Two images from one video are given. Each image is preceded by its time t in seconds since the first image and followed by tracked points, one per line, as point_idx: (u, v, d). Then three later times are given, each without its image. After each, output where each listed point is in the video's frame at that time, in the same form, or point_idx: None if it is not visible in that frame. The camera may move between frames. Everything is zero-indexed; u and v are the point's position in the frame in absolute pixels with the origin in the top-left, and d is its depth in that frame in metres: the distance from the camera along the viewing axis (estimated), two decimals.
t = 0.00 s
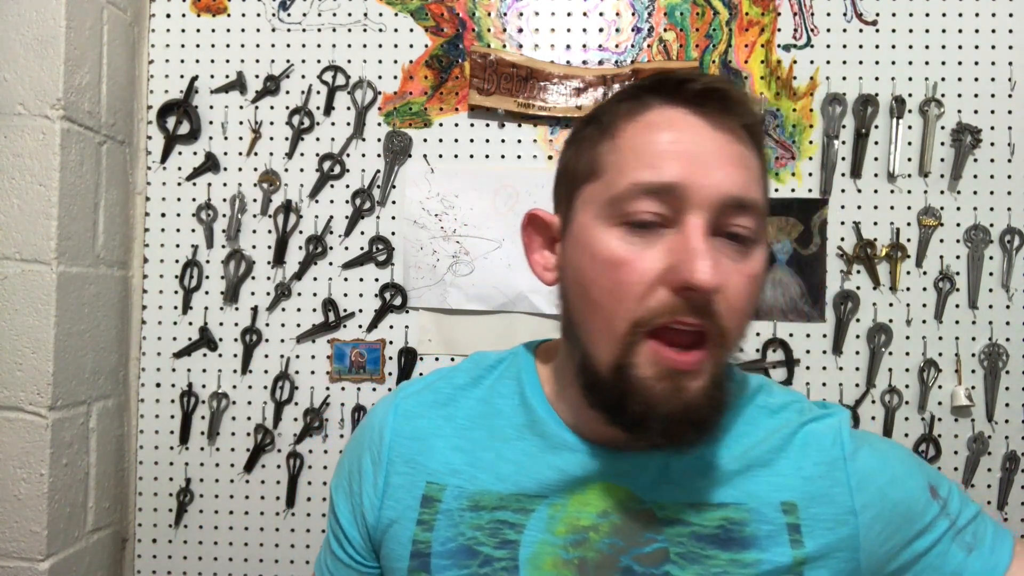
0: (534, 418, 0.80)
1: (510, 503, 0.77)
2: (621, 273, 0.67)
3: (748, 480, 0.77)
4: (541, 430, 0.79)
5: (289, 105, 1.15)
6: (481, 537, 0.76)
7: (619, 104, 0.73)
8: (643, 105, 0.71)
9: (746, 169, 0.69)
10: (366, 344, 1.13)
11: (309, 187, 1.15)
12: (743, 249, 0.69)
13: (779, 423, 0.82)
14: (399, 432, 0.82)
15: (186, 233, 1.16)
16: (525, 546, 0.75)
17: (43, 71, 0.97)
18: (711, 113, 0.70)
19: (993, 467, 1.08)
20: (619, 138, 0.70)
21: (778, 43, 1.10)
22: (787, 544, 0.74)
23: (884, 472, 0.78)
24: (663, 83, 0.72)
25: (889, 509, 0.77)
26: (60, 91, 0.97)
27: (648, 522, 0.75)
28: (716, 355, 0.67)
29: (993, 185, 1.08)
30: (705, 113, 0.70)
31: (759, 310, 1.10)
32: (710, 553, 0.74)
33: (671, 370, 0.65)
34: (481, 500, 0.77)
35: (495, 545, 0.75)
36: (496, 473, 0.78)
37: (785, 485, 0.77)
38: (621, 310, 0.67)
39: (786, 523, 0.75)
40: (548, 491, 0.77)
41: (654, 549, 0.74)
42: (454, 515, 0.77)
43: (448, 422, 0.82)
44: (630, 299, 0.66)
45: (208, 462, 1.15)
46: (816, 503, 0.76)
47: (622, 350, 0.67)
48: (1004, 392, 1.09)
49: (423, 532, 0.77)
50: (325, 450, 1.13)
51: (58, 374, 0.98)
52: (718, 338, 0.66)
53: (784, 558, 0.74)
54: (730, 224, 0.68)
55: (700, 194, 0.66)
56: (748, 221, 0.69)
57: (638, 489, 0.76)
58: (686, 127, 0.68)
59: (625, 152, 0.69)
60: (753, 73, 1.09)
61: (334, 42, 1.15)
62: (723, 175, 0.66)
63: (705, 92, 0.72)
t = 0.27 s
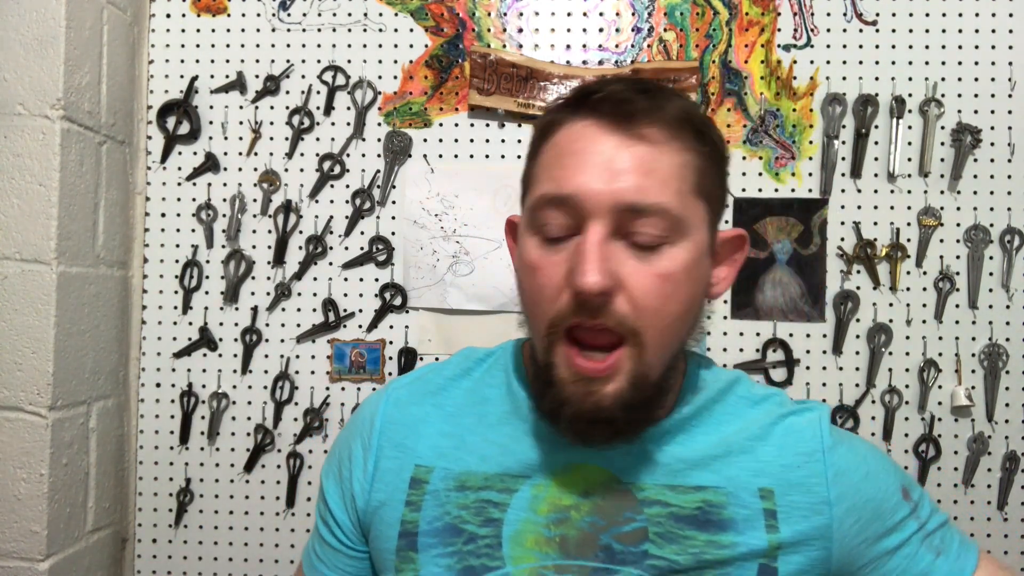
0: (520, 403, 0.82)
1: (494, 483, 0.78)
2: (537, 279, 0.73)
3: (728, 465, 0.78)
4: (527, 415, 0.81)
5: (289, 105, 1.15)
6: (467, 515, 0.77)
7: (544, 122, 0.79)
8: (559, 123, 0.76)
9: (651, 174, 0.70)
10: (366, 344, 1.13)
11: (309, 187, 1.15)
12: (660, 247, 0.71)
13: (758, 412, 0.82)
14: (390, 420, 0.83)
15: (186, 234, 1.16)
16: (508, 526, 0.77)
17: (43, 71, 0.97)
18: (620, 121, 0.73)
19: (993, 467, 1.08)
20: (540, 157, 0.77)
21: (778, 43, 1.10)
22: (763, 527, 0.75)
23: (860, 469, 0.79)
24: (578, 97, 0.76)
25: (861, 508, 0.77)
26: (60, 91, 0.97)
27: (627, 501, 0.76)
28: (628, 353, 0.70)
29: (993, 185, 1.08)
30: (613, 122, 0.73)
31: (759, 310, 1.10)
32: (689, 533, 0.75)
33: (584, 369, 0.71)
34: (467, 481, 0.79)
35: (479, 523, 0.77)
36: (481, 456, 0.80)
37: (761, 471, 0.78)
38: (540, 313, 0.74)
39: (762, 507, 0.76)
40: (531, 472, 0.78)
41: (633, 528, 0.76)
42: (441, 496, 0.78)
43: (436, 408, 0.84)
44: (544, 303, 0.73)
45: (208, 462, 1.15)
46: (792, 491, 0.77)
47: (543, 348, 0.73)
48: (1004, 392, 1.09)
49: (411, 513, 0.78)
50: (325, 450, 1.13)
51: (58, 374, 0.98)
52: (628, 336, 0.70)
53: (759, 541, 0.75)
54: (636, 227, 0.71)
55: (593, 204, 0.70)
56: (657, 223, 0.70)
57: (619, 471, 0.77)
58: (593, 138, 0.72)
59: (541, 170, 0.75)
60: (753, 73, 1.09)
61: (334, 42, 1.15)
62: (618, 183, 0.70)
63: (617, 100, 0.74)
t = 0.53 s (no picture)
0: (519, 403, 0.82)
1: (492, 481, 0.78)
2: (508, 289, 0.76)
3: (714, 462, 0.77)
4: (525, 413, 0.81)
5: (289, 105, 1.15)
6: (463, 512, 0.77)
7: (516, 136, 0.81)
8: (527, 137, 0.78)
9: (610, 186, 0.71)
10: (366, 344, 1.13)
11: (309, 187, 1.15)
12: (622, 256, 0.72)
13: (744, 411, 0.82)
14: (389, 420, 0.84)
15: (186, 233, 1.16)
16: (504, 522, 0.77)
17: (43, 71, 0.97)
18: (580, 134, 0.73)
19: (993, 467, 1.08)
20: (512, 171, 0.79)
21: (778, 43, 1.10)
22: (750, 525, 0.74)
23: (833, 481, 0.77)
24: (545, 112, 0.78)
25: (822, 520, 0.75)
26: (60, 91, 0.97)
27: (619, 496, 0.77)
28: (593, 361, 0.72)
29: (993, 185, 1.08)
30: (575, 136, 0.74)
31: (759, 310, 1.10)
32: (678, 527, 0.75)
33: (543, 373, 0.72)
34: (465, 479, 0.79)
35: (476, 520, 0.77)
36: (480, 455, 0.80)
37: (745, 470, 0.77)
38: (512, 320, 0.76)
39: (748, 507, 0.75)
40: (527, 469, 0.79)
41: (625, 522, 0.76)
42: (440, 494, 0.78)
43: (434, 409, 0.84)
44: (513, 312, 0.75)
45: (208, 462, 1.15)
46: (775, 492, 0.75)
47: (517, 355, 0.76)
48: (1004, 392, 1.09)
49: (411, 511, 0.78)
50: (325, 450, 1.13)
51: (58, 374, 0.98)
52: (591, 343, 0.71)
53: (745, 539, 0.74)
54: (597, 238, 0.72)
55: (553, 217, 0.71)
56: (617, 234, 0.71)
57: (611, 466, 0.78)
58: (555, 153, 0.74)
59: (512, 184, 0.78)
60: (753, 73, 1.09)
61: (334, 42, 1.15)
62: (576, 196, 0.71)
63: (580, 113, 0.75)
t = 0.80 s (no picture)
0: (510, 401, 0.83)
1: (481, 477, 0.79)
2: (502, 290, 0.76)
3: (687, 448, 0.78)
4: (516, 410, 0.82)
5: (289, 105, 1.15)
6: (451, 507, 0.78)
7: (507, 139, 0.80)
8: (519, 140, 0.78)
9: (605, 188, 0.72)
10: (366, 344, 1.13)
11: (309, 187, 1.15)
12: (618, 257, 0.73)
13: (713, 398, 0.83)
14: (385, 418, 0.85)
15: (186, 233, 1.16)
16: (482, 513, 0.77)
17: (43, 71, 0.97)
18: (574, 138, 0.74)
19: (993, 467, 1.08)
20: (505, 174, 0.79)
21: (778, 43, 1.10)
22: (718, 510, 0.74)
23: (783, 463, 0.77)
24: (537, 115, 0.78)
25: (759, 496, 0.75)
26: (60, 91, 0.97)
27: (592, 485, 0.77)
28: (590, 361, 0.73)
29: (993, 185, 1.08)
30: (568, 139, 0.74)
31: (759, 310, 1.10)
32: (645, 513, 0.75)
33: (542, 379, 0.73)
34: (456, 475, 0.79)
35: (459, 513, 0.77)
36: (470, 450, 0.80)
37: (708, 453, 0.77)
38: (507, 322, 0.76)
39: (716, 491, 0.75)
40: (514, 464, 0.79)
41: (597, 510, 0.76)
42: (430, 489, 0.79)
43: (426, 407, 0.85)
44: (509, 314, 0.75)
45: (208, 462, 1.15)
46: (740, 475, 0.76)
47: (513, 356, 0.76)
48: (1004, 392, 1.09)
49: (401, 505, 0.79)
50: (325, 450, 1.13)
51: (58, 374, 0.98)
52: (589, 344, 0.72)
53: (713, 523, 0.74)
54: (592, 239, 0.72)
55: (550, 219, 0.72)
56: (613, 235, 0.72)
57: (593, 461, 0.78)
58: (549, 156, 0.74)
59: (505, 187, 0.78)
60: (753, 73, 1.09)
61: (334, 42, 1.15)
62: (572, 199, 0.71)
63: (573, 117, 0.75)
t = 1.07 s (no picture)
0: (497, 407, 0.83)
1: (470, 483, 0.79)
2: (485, 298, 0.76)
3: (674, 443, 0.79)
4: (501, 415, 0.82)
5: (289, 105, 1.15)
6: (439, 514, 0.78)
7: (481, 146, 0.80)
8: (493, 147, 0.77)
9: (583, 192, 0.72)
10: (366, 344, 1.13)
11: (309, 187, 1.15)
12: (599, 258, 0.73)
13: (699, 392, 0.84)
14: (371, 425, 0.85)
15: (186, 233, 1.16)
16: (472, 517, 0.78)
17: (43, 71, 0.97)
18: (547, 143, 0.74)
19: (993, 467, 1.08)
20: (480, 181, 0.79)
21: (778, 43, 1.10)
22: (708, 507, 0.75)
23: (773, 457, 0.77)
24: (509, 122, 0.77)
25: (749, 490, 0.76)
26: (61, 91, 0.97)
27: (580, 486, 0.78)
28: (577, 362, 0.73)
29: (993, 185, 1.08)
30: (542, 145, 0.74)
31: (759, 310, 1.10)
32: (635, 512, 0.76)
33: (530, 382, 0.74)
34: (444, 481, 0.79)
35: (449, 519, 0.77)
36: (457, 456, 0.80)
37: (697, 449, 0.78)
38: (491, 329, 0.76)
39: (707, 488, 0.76)
40: (502, 469, 0.79)
41: (586, 510, 0.77)
42: (419, 496, 0.79)
43: (412, 414, 0.85)
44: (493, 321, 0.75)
45: (209, 462, 1.15)
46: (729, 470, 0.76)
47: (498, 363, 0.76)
48: (1004, 392, 1.09)
49: (390, 512, 0.79)
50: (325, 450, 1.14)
51: (58, 374, 0.98)
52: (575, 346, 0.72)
53: (704, 520, 0.75)
54: (573, 242, 0.73)
55: (529, 226, 0.72)
56: (594, 237, 0.72)
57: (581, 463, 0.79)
58: (525, 163, 0.74)
59: (482, 195, 0.77)
60: (753, 73, 1.09)
61: (334, 42, 1.15)
62: (551, 204, 0.72)
63: (547, 122, 0.75)
